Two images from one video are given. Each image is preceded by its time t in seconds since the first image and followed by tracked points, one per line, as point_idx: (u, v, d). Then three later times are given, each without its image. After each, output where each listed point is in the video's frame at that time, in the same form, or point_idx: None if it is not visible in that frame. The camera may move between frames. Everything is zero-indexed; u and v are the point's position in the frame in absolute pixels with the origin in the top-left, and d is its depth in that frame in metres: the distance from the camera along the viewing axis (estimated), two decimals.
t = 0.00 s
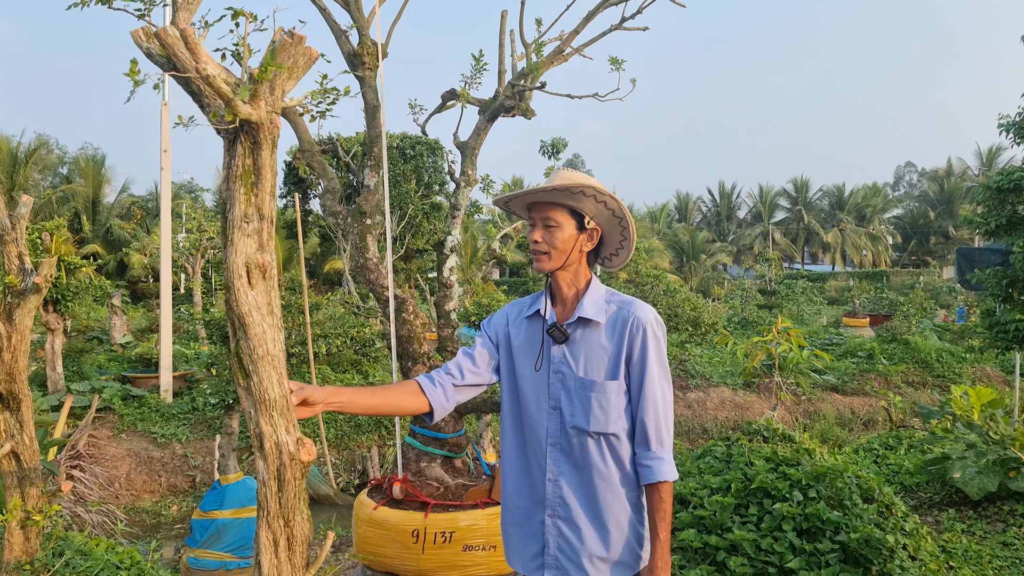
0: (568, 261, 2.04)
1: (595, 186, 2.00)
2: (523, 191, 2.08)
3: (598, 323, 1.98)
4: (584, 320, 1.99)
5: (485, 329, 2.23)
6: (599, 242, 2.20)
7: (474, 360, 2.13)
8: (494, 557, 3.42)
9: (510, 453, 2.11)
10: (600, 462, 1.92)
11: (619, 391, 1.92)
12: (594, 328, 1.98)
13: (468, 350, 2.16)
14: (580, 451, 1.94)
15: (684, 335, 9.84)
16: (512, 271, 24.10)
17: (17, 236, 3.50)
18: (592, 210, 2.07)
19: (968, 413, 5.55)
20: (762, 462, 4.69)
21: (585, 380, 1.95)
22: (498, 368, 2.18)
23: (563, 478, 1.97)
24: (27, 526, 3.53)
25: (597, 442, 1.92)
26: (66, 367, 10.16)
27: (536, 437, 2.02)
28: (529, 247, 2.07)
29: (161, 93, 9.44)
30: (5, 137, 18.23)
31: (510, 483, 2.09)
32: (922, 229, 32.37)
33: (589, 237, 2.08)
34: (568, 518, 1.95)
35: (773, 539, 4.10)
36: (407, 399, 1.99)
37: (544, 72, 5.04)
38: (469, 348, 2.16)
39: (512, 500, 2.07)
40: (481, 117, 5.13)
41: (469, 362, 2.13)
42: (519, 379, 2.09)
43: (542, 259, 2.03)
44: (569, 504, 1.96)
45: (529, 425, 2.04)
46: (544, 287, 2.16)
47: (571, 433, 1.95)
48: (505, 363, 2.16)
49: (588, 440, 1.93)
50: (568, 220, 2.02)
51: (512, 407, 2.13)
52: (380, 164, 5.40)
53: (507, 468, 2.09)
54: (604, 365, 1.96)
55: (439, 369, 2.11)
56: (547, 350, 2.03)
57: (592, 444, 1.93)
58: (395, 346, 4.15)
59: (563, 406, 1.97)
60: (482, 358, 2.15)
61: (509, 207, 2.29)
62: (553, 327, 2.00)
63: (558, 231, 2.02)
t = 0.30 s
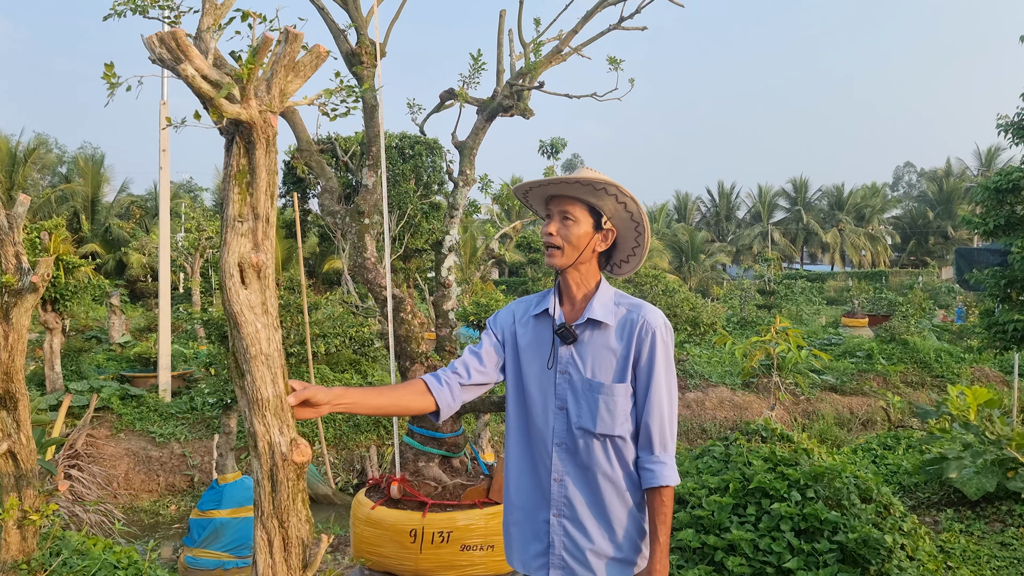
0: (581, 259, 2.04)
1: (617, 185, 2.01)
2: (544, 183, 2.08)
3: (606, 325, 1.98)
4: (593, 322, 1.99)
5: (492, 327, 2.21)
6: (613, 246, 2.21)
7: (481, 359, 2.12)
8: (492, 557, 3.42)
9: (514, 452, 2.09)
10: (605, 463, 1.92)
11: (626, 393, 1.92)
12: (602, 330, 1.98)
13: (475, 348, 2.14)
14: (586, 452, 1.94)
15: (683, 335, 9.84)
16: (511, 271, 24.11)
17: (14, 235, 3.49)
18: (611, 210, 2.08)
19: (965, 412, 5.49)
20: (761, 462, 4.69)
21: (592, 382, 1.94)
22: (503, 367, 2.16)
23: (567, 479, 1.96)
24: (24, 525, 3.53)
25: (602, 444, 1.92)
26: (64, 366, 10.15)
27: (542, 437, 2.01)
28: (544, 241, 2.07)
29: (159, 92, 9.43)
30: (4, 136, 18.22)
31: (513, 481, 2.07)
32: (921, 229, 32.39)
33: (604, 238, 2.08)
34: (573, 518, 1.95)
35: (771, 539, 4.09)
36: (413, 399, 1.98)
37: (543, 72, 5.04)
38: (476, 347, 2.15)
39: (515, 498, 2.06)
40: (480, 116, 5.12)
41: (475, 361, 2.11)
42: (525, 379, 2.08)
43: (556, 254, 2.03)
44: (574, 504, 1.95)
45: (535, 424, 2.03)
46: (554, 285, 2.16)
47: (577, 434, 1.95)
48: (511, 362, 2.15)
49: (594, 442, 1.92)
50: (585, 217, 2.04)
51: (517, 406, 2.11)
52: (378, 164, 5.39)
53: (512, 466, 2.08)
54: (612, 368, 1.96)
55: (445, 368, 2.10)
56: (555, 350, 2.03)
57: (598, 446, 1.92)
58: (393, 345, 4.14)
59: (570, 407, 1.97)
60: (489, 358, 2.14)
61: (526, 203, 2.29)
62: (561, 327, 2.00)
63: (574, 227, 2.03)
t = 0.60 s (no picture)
0: (592, 258, 2.04)
1: (633, 185, 2.01)
2: (556, 181, 2.06)
3: (615, 324, 1.97)
4: (602, 321, 1.98)
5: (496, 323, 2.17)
6: (622, 245, 2.21)
7: (486, 355, 2.08)
8: (490, 556, 3.42)
9: (518, 449, 2.07)
10: (611, 461, 1.91)
11: (634, 392, 1.92)
12: (610, 329, 1.98)
13: (480, 343, 2.09)
14: (592, 450, 1.93)
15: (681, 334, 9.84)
16: (510, 271, 24.12)
17: (10, 234, 3.49)
18: (624, 209, 2.07)
19: (962, 411, 5.45)
20: (759, 461, 4.68)
21: (600, 380, 1.93)
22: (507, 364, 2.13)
23: (573, 476, 1.95)
24: (20, 525, 3.51)
25: (609, 443, 1.91)
26: (63, 365, 10.14)
27: (547, 435, 1.99)
28: (555, 238, 2.05)
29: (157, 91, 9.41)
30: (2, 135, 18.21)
31: (517, 478, 2.05)
32: (920, 228, 32.42)
33: (615, 237, 2.08)
34: (579, 516, 1.93)
35: (769, 538, 4.09)
36: (417, 395, 1.94)
37: (541, 70, 5.03)
38: (482, 342, 2.10)
39: (519, 495, 2.03)
40: (479, 115, 5.11)
41: (481, 357, 2.07)
42: (531, 375, 2.05)
43: (568, 252, 2.02)
44: (579, 501, 1.93)
45: (541, 421, 2.01)
46: (561, 282, 2.14)
47: (583, 432, 1.93)
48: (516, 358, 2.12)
49: (601, 440, 1.91)
50: (599, 216, 2.03)
51: (522, 403, 2.09)
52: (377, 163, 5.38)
53: (516, 463, 2.05)
54: (620, 366, 1.95)
55: (450, 362, 2.06)
56: (562, 348, 2.01)
57: (605, 444, 1.92)
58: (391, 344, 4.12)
59: (576, 405, 1.95)
60: (494, 354, 2.10)
61: (535, 199, 2.27)
62: (570, 325, 1.98)
63: (587, 225, 2.01)
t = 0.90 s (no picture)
0: (597, 257, 2.04)
1: (633, 182, 2.00)
2: (557, 182, 2.07)
3: (624, 322, 1.97)
4: (610, 319, 1.98)
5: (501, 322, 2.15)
6: (627, 242, 2.20)
7: (491, 352, 2.07)
8: (488, 556, 3.41)
9: (524, 448, 2.05)
10: (621, 458, 1.91)
11: (643, 390, 1.93)
12: (619, 327, 1.98)
13: (485, 341, 2.08)
14: (602, 448, 1.92)
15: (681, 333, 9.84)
16: (509, 271, 24.12)
17: (8, 233, 3.49)
18: (627, 207, 2.07)
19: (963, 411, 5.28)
20: (758, 461, 4.68)
21: (610, 379, 1.93)
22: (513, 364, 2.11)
23: (582, 475, 1.94)
24: (18, 524, 3.50)
25: (618, 440, 1.92)
26: (62, 365, 10.14)
27: (556, 433, 1.99)
28: (559, 238, 2.06)
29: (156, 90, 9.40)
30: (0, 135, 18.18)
31: (524, 477, 2.03)
32: (918, 228, 32.45)
33: (619, 235, 2.08)
34: (588, 514, 1.93)
35: (768, 538, 4.09)
36: (423, 392, 1.93)
37: (540, 69, 5.03)
38: (486, 339, 2.09)
39: (526, 495, 2.02)
40: (478, 114, 5.11)
41: (485, 355, 2.06)
42: (539, 375, 2.04)
43: (573, 251, 2.02)
44: (589, 499, 1.93)
45: (549, 420, 2.00)
46: (567, 280, 2.14)
47: (592, 430, 1.93)
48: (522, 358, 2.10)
49: (610, 438, 1.92)
50: (601, 215, 2.03)
51: (528, 402, 2.07)
52: (376, 162, 5.37)
53: (523, 463, 2.03)
54: (629, 365, 1.96)
55: (454, 359, 2.05)
56: (571, 347, 2.01)
57: (615, 443, 1.92)
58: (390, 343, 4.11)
59: (585, 404, 1.95)
60: (499, 352, 2.09)
61: (537, 203, 2.28)
62: (579, 323, 1.98)
63: (591, 225, 2.02)
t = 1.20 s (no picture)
0: (603, 257, 2.03)
1: (636, 183, 1.99)
2: (562, 184, 2.07)
3: (632, 322, 1.97)
4: (619, 319, 1.97)
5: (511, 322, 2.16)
6: (635, 242, 2.19)
7: (498, 353, 2.07)
8: (487, 555, 3.41)
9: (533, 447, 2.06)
10: (629, 457, 1.92)
11: (651, 390, 1.92)
12: (627, 327, 1.97)
13: (494, 343, 2.09)
14: (610, 447, 1.93)
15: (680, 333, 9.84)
16: (508, 270, 24.11)
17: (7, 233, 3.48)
18: (632, 207, 2.06)
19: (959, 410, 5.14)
20: (757, 460, 4.69)
21: (618, 378, 1.93)
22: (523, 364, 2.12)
23: (590, 474, 1.95)
24: (17, 525, 3.49)
25: (626, 440, 1.92)
26: (61, 365, 10.13)
27: (564, 432, 2.00)
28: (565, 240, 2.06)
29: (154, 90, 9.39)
30: None
31: (533, 476, 2.05)
32: (917, 228, 32.50)
33: (626, 235, 2.07)
34: (596, 513, 1.93)
35: (767, 537, 4.10)
36: (429, 393, 1.93)
37: (539, 69, 5.02)
38: (495, 340, 2.10)
39: (534, 493, 2.03)
40: (477, 114, 5.10)
41: (494, 356, 2.07)
42: (549, 376, 2.05)
43: (579, 253, 2.02)
44: (597, 498, 1.94)
45: (557, 419, 2.01)
46: (575, 280, 2.13)
47: (600, 430, 1.94)
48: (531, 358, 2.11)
49: (618, 437, 1.92)
50: (607, 216, 2.02)
51: (537, 402, 2.08)
52: (375, 162, 5.36)
53: (531, 462, 2.05)
54: (637, 364, 1.95)
55: (462, 362, 2.05)
56: (579, 347, 2.01)
57: (623, 442, 1.92)
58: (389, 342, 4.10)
59: (594, 403, 1.96)
60: (508, 354, 2.09)
61: (543, 208, 2.29)
62: (587, 323, 1.99)
63: (596, 226, 2.02)
